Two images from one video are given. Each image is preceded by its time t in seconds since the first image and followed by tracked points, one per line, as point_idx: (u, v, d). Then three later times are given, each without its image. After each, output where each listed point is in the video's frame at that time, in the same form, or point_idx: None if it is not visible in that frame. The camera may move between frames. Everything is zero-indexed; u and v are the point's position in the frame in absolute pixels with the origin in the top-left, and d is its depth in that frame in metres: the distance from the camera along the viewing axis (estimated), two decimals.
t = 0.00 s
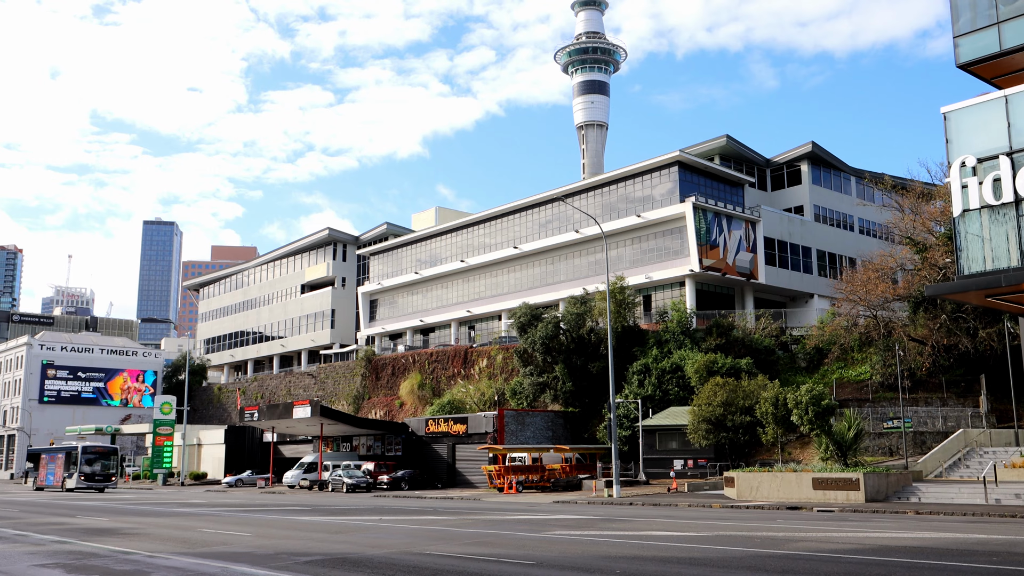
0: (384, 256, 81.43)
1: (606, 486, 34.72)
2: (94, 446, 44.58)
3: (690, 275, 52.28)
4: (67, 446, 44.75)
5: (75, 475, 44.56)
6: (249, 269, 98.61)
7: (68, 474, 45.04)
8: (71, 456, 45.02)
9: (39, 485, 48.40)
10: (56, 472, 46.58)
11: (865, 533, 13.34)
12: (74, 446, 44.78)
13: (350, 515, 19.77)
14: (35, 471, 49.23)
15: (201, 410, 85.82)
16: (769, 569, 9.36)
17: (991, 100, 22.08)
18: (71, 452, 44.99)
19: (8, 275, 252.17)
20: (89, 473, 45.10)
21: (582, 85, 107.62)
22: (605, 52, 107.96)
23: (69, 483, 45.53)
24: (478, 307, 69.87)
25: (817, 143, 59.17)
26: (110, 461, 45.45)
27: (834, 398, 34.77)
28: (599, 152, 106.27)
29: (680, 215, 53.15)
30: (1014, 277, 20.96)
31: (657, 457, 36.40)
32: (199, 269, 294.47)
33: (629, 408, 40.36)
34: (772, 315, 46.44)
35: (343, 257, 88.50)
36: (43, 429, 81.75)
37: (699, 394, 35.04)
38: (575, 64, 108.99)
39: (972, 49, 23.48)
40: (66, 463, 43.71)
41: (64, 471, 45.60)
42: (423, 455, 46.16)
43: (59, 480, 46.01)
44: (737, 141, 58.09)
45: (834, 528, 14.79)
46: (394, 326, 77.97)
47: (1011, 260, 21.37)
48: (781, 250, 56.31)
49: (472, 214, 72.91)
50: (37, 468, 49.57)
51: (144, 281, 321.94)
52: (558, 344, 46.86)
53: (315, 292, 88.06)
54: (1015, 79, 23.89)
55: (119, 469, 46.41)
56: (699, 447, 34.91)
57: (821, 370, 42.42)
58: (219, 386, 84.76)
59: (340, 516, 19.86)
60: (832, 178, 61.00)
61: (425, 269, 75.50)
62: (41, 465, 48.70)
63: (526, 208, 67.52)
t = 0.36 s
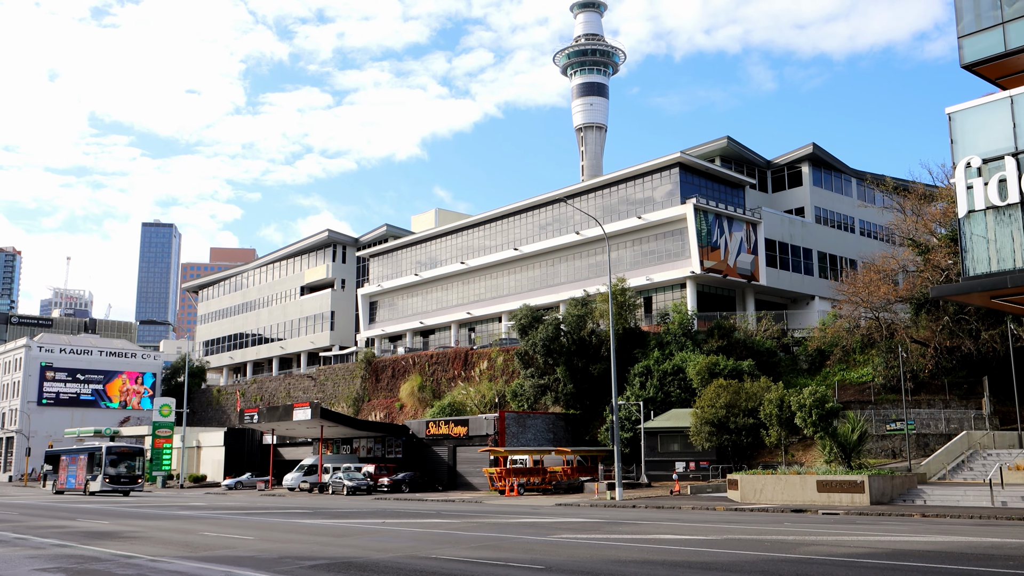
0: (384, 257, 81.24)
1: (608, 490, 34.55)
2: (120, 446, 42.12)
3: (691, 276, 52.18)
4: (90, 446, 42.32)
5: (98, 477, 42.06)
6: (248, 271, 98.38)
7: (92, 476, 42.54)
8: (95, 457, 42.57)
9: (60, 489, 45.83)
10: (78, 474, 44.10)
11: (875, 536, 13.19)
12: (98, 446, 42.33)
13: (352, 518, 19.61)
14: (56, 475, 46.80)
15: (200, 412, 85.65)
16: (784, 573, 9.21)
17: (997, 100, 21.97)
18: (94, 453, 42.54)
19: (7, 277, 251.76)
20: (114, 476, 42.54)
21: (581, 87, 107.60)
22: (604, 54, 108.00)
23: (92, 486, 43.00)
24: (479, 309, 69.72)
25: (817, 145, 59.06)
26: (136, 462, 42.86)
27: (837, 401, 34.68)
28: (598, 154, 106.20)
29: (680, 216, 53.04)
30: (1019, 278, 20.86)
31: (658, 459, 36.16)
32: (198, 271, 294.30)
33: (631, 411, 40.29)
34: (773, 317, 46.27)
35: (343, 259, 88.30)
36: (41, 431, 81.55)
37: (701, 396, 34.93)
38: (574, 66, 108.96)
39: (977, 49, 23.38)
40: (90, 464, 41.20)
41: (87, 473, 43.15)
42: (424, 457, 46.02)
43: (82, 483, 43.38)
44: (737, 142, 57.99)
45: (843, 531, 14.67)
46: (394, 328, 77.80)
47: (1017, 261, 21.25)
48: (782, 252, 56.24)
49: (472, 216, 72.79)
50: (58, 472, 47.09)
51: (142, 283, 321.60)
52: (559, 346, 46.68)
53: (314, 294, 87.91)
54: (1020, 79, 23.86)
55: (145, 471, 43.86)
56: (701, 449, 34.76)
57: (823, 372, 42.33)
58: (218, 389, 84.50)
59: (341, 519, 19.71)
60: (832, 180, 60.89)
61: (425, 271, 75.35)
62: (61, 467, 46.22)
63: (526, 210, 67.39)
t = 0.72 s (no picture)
0: (382, 259, 81.03)
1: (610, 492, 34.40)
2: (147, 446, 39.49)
3: (691, 278, 52.11)
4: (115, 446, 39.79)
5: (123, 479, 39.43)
6: (246, 273, 98.15)
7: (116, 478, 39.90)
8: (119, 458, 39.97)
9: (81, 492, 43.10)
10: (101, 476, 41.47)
11: (884, 539, 13.08)
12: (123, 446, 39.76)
13: (353, 521, 19.46)
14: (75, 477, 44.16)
15: (197, 414, 85.44)
16: None
17: (1001, 101, 21.89)
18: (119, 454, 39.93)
19: (3, 279, 251.15)
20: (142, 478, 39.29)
21: (579, 89, 107.58)
22: (601, 56, 108.02)
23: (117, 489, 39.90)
24: (477, 311, 69.57)
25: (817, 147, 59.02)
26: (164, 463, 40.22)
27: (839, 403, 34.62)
28: (596, 157, 106.17)
29: (680, 218, 52.95)
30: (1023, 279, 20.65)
31: (659, 462, 36.07)
32: (195, 273, 293.91)
33: (631, 413, 40.23)
34: (773, 319, 46.12)
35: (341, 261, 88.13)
36: (38, 434, 81.16)
37: (702, 398, 34.87)
38: (572, 68, 108.98)
39: (980, 50, 23.30)
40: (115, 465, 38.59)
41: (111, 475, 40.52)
42: (423, 460, 45.86)
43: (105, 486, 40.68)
44: (737, 144, 57.95)
45: (850, 534, 14.55)
46: (393, 330, 77.61)
47: (1020, 263, 21.17)
48: (781, 254, 56.18)
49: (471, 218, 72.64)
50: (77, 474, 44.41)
51: (139, 285, 321.07)
52: (558, 348, 46.53)
53: (312, 296, 87.74)
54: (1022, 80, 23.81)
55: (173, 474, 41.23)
56: (702, 451, 34.68)
57: (823, 374, 42.25)
58: (216, 391, 84.28)
59: (342, 522, 19.57)
60: (832, 182, 60.84)
61: (424, 273, 75.21)
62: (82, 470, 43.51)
63: (525, 212, 67.26)
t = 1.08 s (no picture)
0: (382, 261, 80.87)
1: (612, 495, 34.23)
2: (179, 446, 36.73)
3: (691, 280, 52.02)
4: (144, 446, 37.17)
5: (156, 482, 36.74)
6: (245, 275, 98.00)
7: (148, 481, 37.24)
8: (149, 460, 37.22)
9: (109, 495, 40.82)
10: (130, 479, 38.77)
11: (894, 542, 13.00)
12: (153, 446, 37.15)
13: (355, 524, 19.35)
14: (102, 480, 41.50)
15: (196, 417, 85.27)
16: None
17: (1006, 101, 21.79)
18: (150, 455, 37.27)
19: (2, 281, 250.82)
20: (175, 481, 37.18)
21: (577, 92, 107.60)
22: (600, 59, 108.04)
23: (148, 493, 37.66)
24: (477, 312, 69.42)
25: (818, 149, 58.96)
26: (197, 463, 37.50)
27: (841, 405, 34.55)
28: (595, 159, 106.14)
29: (681, 220, 52.82)
30: None
31: (660, 464, 35.96)
32: (194, 275, 293.65)
33: (633, 415, 40.17)
34: (774, 321, 45.93)
35: (340, 263, 88.02)
36: (36, 436, 80.99)
37: (705, 400, 34.79)
38: (571, 71, 108.99)
39: (985, 51, 23.23)
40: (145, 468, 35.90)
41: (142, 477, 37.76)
42: (423, 462, 45.75)
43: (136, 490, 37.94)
44: (737, 146, 57.90)
45: (860, 537, 14.42)
46: (392, 332, 77.43)
47: None
48: (782, 256, 56.10)
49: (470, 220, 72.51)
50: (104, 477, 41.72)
51: (137, 287, 320.66)
52: (559, 350, 46.51)
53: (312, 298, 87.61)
54: None
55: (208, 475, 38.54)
56: (703, 453, 34.56)
57: (824, 376, 42.10)
58: (215, 393, 84.11)
59: (345, 524, 19.45)
60: (833, 183, 60.75)
61: (423, 275, 75.06)
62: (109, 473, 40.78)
63: (524, 213, 67.14)
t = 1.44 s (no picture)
0: (379, 262, 80.70)
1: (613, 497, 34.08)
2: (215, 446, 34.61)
3: (691, 281, 51.91)
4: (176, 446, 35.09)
5: (192, 483, 34.62)
6: (242, 276, 97.76)
7: (181, 483, 35.09)
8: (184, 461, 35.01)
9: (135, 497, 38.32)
10: (163, 481, 36.52)
11: (901, 544, 12.88)
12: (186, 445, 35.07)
13: (356, 526, 19.18)
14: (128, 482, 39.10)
15: (193, 418, 85.03)
16: None
17: (1008, 102, 21.72)
18: (183, 456, 35.12)
19: None
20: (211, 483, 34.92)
21: (575, 93, 107.50)
22: (597, 60, 107.98)
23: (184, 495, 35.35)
24: (475, 314, 69.24)
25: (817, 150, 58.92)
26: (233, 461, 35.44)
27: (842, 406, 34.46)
28: (592, 160, 106.08)
29: (680, 221, 52.72)
30: None
31: (660, 466, 35.86)
32: (190, 277, 293.12)
33: (632, 416, 40.04)
34: (774, 322, 45.86)
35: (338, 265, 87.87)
36: (32, 438, 80.65)
37: (705, 401, 34.69)
38: (568, 72, 108.89)
39: (987, 51, 23.17)
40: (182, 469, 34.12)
41: (175, 479, 35.58)
42: (422, 463, 45.58)
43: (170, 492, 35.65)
44: (737, 147, 57.84)
45: (869, 539, 14.29)
46: (390, 334, 77.24)
47: None
48: (781, 257, 56.03)
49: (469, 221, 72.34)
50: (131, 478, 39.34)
51: (133, 289, 320.01)
52: (558, 351, 46.38)
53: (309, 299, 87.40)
54: None
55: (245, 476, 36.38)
56: (703, 454, 34.48)
57: (824, 377, 42.01)
58: (212, 395, 83.85)
59: (345, 526, 19.29)
60: (832, 185, 60.70)
61: (421, 276, 74.87)
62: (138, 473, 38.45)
63: (522, 215, 67.01)
